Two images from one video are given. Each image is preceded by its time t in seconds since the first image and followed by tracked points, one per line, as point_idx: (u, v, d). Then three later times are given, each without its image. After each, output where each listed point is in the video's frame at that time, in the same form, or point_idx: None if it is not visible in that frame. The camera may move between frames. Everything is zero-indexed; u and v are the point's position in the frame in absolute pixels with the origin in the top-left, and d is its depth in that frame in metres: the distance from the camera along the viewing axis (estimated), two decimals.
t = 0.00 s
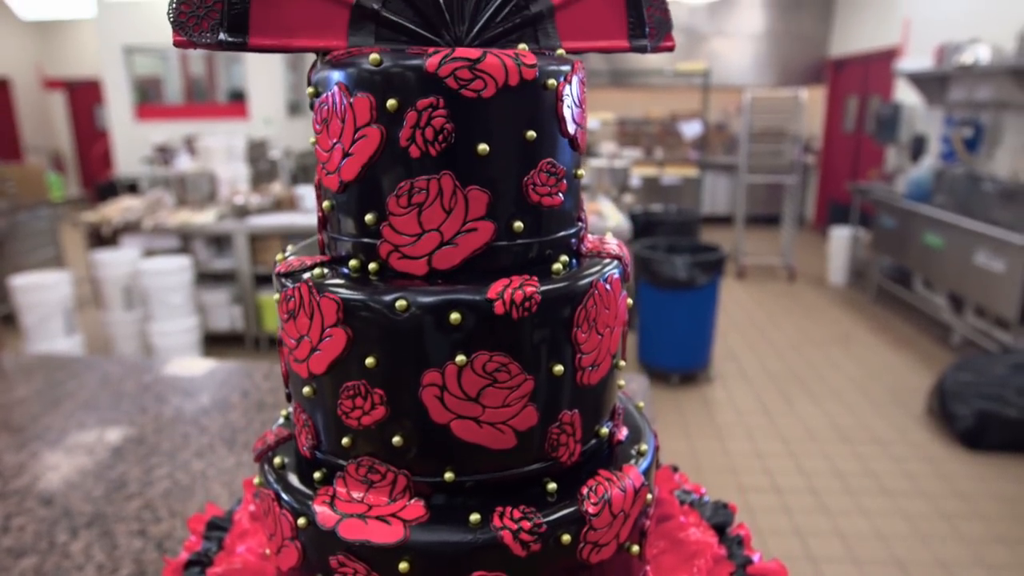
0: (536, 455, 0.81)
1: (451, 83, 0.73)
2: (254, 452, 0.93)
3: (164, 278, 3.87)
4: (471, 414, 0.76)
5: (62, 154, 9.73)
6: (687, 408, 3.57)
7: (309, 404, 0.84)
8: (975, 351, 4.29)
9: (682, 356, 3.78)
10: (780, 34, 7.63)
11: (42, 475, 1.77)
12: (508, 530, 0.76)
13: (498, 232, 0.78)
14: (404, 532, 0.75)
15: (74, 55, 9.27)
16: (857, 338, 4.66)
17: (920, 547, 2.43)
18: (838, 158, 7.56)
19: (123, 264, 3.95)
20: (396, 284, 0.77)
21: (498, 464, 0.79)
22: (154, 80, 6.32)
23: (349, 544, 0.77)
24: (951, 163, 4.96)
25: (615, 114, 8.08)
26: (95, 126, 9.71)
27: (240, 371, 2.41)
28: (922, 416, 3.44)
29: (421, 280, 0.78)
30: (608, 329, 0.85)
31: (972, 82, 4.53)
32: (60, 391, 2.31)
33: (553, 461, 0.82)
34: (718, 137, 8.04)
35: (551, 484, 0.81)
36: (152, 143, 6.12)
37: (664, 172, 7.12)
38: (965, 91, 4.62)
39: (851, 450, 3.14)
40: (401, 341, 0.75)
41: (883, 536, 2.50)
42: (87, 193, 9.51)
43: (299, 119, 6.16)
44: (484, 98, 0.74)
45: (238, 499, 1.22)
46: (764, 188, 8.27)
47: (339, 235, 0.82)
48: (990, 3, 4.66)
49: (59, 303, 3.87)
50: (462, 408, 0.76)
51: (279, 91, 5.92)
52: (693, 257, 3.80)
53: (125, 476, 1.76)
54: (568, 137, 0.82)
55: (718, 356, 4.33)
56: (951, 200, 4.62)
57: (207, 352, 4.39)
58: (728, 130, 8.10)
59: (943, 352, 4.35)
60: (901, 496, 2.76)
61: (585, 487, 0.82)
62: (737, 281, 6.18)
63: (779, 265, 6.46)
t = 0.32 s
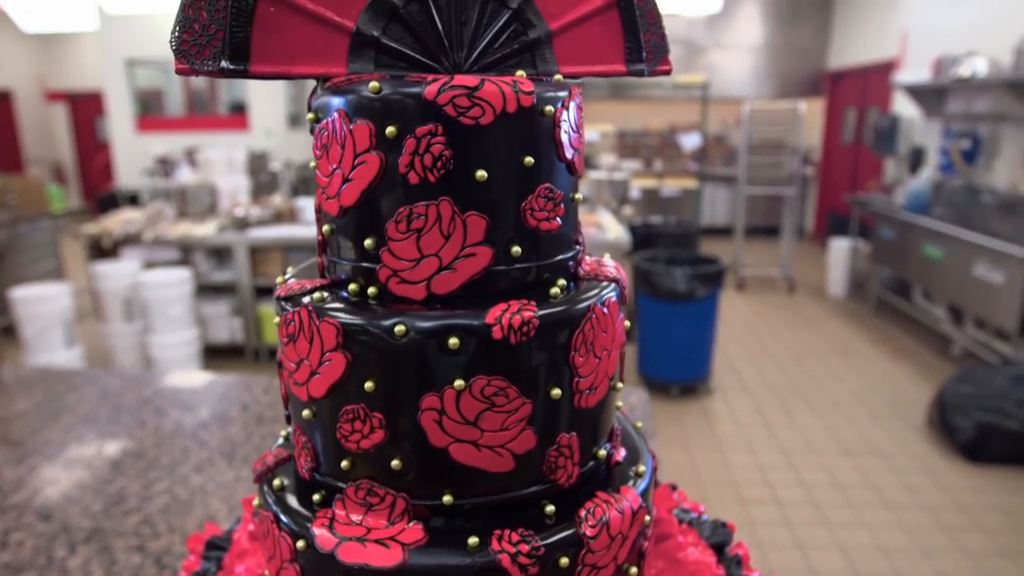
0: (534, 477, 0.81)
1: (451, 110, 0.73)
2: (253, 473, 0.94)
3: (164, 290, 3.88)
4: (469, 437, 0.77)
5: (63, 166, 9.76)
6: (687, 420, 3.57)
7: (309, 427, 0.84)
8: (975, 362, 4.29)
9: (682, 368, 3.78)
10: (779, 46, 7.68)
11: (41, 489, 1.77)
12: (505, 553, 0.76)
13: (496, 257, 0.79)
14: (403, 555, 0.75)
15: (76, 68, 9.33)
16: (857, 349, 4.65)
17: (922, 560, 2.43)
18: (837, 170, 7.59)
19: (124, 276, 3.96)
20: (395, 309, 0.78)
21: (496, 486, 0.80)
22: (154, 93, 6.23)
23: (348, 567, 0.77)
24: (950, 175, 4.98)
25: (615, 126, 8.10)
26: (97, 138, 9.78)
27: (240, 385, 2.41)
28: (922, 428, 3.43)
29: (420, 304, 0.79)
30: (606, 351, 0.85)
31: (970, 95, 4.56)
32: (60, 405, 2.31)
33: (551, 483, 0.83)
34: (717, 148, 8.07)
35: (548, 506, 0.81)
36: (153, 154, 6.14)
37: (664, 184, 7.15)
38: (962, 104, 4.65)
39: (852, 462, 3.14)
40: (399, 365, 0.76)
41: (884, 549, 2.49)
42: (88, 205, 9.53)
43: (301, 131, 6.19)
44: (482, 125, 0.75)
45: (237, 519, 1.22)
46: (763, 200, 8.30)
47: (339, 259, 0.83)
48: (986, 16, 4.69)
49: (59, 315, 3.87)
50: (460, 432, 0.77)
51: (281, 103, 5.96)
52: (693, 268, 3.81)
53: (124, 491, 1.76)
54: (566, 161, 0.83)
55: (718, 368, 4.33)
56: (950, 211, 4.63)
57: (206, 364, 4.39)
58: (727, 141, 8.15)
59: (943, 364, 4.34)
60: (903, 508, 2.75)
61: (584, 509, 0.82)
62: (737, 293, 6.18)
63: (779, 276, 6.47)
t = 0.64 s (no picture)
0: (533, 497, 0.82)
1: (450, 132, 0.74)
2: (254, 492, 0.94)
3: (165, 300, 3.88)
4: (469, 457, 0.77)
5: (64, 176, 9.78)
6: (687, 432, 3.56)
7: (309, 446, 0.84)
8: (975, 372, 4.29)
9: (682, 380, 3.78)
10: (777, 57, 7.71)
11: (39, 503, 1.77)
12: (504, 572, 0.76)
13: (496, 277, 0.79)
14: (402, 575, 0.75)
15: (77, 79, 9.37)
16: (858, 360, 4.65)
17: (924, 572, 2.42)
18: (836, 179, 7.61)
19: (125, 286, 3.97)
20: (396, 329, 0.78)
21: (495, 505, 0.80)
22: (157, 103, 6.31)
23: None
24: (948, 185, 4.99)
25: (615, 137, 8.13)
26: (97, 148, 9.82)
27: (239, 398, 2.41)
28: (923, 439, 3.43)
29: (420, 325, 0.79)
30: (605, 370, 0.86)
31: (968, 106, 4.59)
32: (60, 417, 2.31)
33: (550, 502, 0.83)
34: (717, 159, 8.10)
35: (548, 525, 0.81)
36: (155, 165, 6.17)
37: (664, 195, 7.16)
38: (961, 114, 4.68)
39: (853, 473, 3.13)
40: (400, 385, 0.76)
41: (886, 561, 2.49)
42: (88, 215, 9.54)
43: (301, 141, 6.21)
44: (481, 148, 0.75)
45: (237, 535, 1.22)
46: (763, 211, 8.32)
47: (339, 279, 0.84)
48: (983, 28, 4.71)
49: (59, 326, 3.87)
50: (460, 452, 0.77)
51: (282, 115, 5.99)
52: (692, 279, 3.81)
53: (123, 504, 1.76)
54: (565, 182, 0.84)
55: (718, 379, 4.32)
56: (949, 222, 4.65)
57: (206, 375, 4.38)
58: (727, 152, 8.17)
59: (944, 374, 4.34)
60: (905, 520, 2.74)
61: (583, 527, 0.82)
62: (737, 303, 6.18)
63: (778, 287, 6.47)
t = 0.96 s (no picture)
0: (533, 517, 0.82)
1: (451, 156, 0.75)
2: (254, 511, 0.94)
3: (164, 313, 3.88)
4: (469, 478, 0.77)
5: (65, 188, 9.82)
6: (687, 444, 3.56)
7: (309, 466, 0.85)
8: (976, 384, 4.29)
9: (683, 392, 3.78)
10: (775, 70, 7.76)
11: (38, 516, 1.77)
12: None
13: (495, 298, 0.80)
14: None
15: (79, 91, 9.42)
16: (859, 371, 4.65)
17: None
18: (835, 190, 7.63)
19: (125, 298, 3.97)
20: (396, 350, 0.79)
21: (494, 525, 0.80)
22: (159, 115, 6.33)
23: None
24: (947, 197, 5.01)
25: (614, 149, 8.15)
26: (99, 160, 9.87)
27: (239, 410, 2.41)
28: (924, 451, 3.42)
29: (420, 346, 0.80)
30: (604, 391, 0.86)
31: (966, 117, 4.64)
32: (59, 430, 2.31)
33: (550, 522, 0.83)
34: (717, 171, 8.13)
35: (547, 545, 0.81)
36: (156, 177, 6.20)
37: (664, 207, 7.15)
38: (959, 126, 4.70)
39: (854, 486, 3.12)
40: (401, 406, 0.77)
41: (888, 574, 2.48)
42: (89, 227, 9.58)
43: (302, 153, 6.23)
44: (481, 170, 0.76)
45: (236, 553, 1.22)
46: (762, 222, 8.34)
47: (340, 300, 0.84)
48: (980, 41, 4.74)
49: (58, 338, 3.87)
50: (460, 473, 0.77)
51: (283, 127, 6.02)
52: (692, 291, 3.82)
53: (122, 518, 1.76)
54: (565, 204, 0.84)
55: (718, 391, 4.32)
56: (949, 232, 4.66)
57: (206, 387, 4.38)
58: (726, 163, 8.21)
59: (946, 385, 4.33)
60: (907, 532, 2.73)
61: (583, 548, 0.82)
62: (737, 314, 6.19)
63: (778, 298, 6.47)
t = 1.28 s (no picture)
0: (531, 538, 0.82)
1: (449, 179, 0.76)
2: (253, 531, 0.94)
3: (164, 325, 3.88)
4: (467, 499, 0.78)
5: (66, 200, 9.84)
6: (687, 456, 3.55)
7: (308, 487, 0.85)
8: (976, 396, 4.28)
9: (683, 404, 3.78)
10: (775, 83, 7.80)
11: (36, 531, 1.76)
12: None
13: (494, 320, 0.81)
14: None
15: (81, 104, 9.47)
16: (859, 383, 4.64)
17: None
18: (834, 202, 7.65)
19: (125, 310, 3.97)
20: (394, 372, 0.79)
21: (492, 545, 0.80)
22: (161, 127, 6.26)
23: None
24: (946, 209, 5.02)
25: (614, 161, 8.18)
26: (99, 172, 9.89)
27: (238, 424, 2.41)
28: (925, 464, 3.41)
29: (418, 367, 0.80)
30: (601, 412, 0.87)
31: (964, 130, 4.63)
32: (57, 444, 2.30)
33: (548, 543, 0.83)
34: (716, 182, 8.16)
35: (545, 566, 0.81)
36: (156, 189, 6.21)
37: (663, 219, 7.14)
38: (957, 139, 4.72)
39: (856, 498, 3.11)
40: (399, 428, 0.77)
41: None
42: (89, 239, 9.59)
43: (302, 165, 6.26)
44: (479, 193, 0.77)
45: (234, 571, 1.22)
46: (762, 234, 8.36)
47: (339, 321, 0.85)
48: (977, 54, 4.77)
49: (58, 350, 3.87)
50: (458, 494, 0.77)
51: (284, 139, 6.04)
52: (692, 303, 3.82)
53: (120, 533, 1.75)
54: (563, 226, 0.85)
55: (718, 403, 4.32)
56: (948, 244, 4.66)
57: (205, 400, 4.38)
58: (726, 175, 8.24)
59: (947, 398, 4.32)
60: (909, 546, 2.72)
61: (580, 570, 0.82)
62: (737, 326, 6.18)
63: (778, 309, 6.47)
